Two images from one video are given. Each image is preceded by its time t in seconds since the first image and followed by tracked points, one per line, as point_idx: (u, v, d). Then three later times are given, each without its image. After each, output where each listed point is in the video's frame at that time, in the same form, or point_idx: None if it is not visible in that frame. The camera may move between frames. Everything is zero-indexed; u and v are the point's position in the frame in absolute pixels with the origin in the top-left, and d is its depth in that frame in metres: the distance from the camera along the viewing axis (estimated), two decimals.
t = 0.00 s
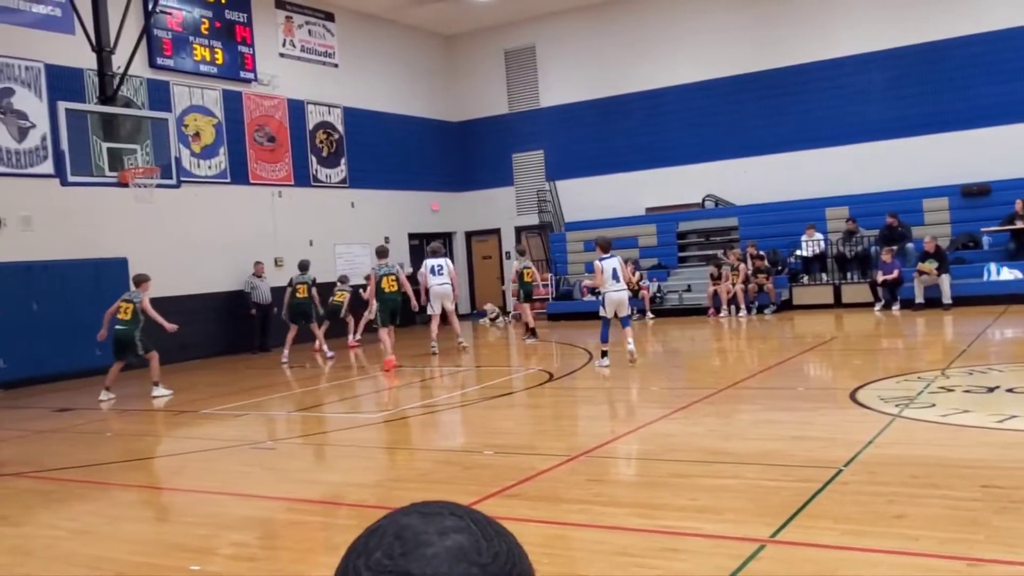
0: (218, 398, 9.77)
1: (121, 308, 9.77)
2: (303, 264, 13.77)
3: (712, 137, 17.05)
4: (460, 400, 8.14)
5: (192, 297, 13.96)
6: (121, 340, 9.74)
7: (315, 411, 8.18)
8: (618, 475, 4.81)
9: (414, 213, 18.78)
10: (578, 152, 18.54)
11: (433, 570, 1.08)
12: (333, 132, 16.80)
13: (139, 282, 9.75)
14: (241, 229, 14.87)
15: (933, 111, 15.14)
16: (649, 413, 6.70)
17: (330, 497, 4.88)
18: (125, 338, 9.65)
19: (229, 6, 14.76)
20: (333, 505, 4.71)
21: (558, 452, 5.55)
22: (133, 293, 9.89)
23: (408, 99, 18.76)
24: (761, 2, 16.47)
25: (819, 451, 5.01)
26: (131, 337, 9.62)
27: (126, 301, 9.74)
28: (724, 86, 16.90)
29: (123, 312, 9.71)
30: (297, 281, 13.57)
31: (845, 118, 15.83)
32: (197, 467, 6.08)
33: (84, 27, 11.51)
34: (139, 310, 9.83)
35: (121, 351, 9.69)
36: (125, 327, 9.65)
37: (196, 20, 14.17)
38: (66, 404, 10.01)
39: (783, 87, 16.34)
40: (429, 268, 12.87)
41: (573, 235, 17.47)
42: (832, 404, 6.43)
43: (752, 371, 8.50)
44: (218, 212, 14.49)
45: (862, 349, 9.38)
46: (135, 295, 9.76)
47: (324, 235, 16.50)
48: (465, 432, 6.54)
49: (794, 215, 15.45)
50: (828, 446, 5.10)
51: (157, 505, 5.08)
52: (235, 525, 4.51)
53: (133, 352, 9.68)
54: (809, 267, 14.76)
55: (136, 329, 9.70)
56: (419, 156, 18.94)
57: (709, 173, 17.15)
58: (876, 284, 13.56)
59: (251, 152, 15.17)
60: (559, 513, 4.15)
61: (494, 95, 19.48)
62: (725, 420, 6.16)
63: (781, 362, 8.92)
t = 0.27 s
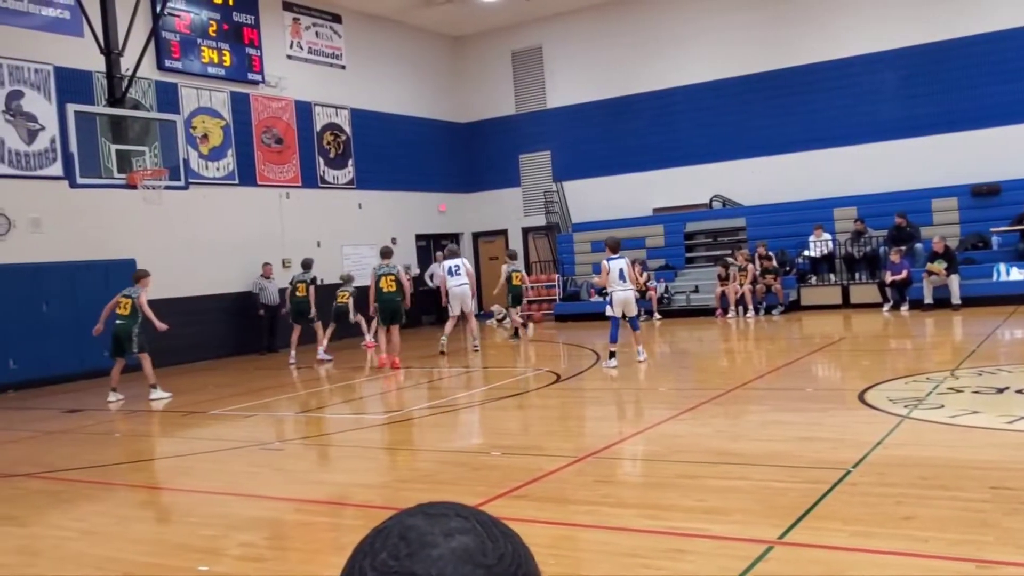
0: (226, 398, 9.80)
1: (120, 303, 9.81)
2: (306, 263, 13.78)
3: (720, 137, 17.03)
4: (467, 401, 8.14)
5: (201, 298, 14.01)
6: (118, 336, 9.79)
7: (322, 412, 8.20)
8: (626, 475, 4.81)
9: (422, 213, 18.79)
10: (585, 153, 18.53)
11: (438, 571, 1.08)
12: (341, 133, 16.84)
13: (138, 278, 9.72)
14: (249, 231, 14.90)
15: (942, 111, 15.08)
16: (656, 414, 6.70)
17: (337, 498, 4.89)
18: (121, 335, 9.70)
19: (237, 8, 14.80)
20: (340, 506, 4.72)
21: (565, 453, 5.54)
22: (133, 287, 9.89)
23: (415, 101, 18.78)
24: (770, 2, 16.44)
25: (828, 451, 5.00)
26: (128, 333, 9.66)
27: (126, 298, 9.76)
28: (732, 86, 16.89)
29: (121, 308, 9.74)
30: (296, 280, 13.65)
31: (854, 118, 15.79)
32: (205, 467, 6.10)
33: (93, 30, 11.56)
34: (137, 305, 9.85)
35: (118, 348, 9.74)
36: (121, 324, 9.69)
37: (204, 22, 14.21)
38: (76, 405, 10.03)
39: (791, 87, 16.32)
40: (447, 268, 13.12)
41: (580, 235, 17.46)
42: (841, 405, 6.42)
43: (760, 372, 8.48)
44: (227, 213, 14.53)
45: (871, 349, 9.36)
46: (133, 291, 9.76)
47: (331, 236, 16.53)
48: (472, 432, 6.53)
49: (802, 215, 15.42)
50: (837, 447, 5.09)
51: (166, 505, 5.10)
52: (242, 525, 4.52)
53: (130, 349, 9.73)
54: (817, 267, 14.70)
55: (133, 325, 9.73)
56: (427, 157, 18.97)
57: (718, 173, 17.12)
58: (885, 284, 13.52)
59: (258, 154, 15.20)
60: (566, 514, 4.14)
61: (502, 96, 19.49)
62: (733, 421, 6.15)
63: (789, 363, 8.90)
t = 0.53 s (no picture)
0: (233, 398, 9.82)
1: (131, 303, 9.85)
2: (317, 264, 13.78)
3: (725, 137, 17.00)
4: (473, 401, 8.14)
5: (208, 299, 14.03)
6: (130, 335, 9.86)
7: (328, 412, 8.21)
8: (632, 476, 4.81)
9: (427, 214, 18.80)
10: (591, 152, 18.52)
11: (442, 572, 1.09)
12: (347, 134, 16.86)
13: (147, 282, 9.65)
14: (255, 232, 14.93)
15: (949, 110, 15.04)
16: (662, 414, 6.69)
17: (344, 498, 4.89)
18: (131, 336, 9.76)
19: (243, 9, 14.83)
20: (347, 506, 4.73)
21: (571, 454, 5.54)
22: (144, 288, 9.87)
23: (421, 101, 18.79)
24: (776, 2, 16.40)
25: (834, 452, 4.99)
26: (137, 334, 9.71)
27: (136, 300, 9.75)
28: (737, 86, 16.86)
29: (132, 309, 9.78)
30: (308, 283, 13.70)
31: (860, 117, 15.76)
32: (213, 468, 6.12)
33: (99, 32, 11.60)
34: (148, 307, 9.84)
35: (128, 348, 9.82)
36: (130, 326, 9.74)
37: (210, 23, 14.24)
38: (83, 406, 10.05)
39: (796, 86, 16.29)
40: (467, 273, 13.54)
41: (586, 236, 17.45)
42: (848, 405, 6.41)
43: (767, 372, 8.47)
44: (233, 214, 14.56)
45: (878, 349, 9.34)
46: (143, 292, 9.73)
47: (338, 236, 16.55)
48: (478, 433, 6.53)
49: (809, 215, 15.39)
50: (844, 447, 5.08)
51: (174, 506, 5.12)
52: (250, 526, 4.53)
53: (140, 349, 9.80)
54: (824, 267, 14.67)
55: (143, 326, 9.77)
56: (432, 158, 18.98)
57: (724, 173, 17.09)
58: (893, 284, 13.49)
59: (264, 155, 15.23)
60: (572, 515, 4.14)
61: (507, 96, 19.49)
62: (739, 421, 6.14)
63: (796, 363, 8.88)
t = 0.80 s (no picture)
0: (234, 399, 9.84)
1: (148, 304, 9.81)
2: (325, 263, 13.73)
3: (725, 137, 17.00)
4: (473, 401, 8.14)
5: (208, 300, 14.03)
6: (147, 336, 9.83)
7: (329, 413, 8.21)
8: (633, 476, 4.80)
9: (427, 214, 18.81)
10: (590, 152, 18.52)
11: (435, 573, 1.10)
12: (346, 135, 16.85)
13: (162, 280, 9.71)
14: (256, 232, 14.93)
15: (948, 109, 15.03)
16: (663, 415, 6.69)
17: (345, 499, 4.89)
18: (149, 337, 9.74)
19: (242, 10, 14.84)
20: (347, 507, 4.72)
21: (572, 454, 5.53)
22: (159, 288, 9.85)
23: (420, 102, 18.79)
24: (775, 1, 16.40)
25: (835, 451, 4.98)
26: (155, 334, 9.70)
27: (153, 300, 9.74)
28: (737, 85, 16.85)
29: (150, 310, 9.75)
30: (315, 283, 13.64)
31: (859, 117, 15.75)
32: (214, 469, 6.12)
33: (99, 34, 11.61)
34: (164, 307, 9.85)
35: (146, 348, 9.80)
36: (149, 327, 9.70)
37: (210, 24, 14.24)
38: (84, 407, 10.05)
39: (795, 86, 16.29)
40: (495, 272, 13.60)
41: (586, 235, 17.45)
42: (848, 404, 6.40)
43: (767, 372, 8.46)
44: (233, 215, 14.56)
45: (878, 349, 9.33)
46: (161, 292, 9.73)
47: (338, 237, 16.55)
48: (478, 434, 6.53)
49: (808, 215, 15.38)
50: (845, 447, 5.07)
51: (175, 507, 5.12)
52: (250, 527, 4.52)
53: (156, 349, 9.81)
54: (824, 267, 14.67)
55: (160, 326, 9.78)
56: (432, 158, 18.98)
57: (724, 172, 17.08)
58: (893, 283, 13.49)
59: (264, 156, 15.24)
60: (572, 515, 4.14)
61: (506, 96, 19.49)
62: (739, 421, 6.13)
63: (796, 362, 8.87)
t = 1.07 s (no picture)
0: (234, 400, 9.84)
1: (161, 304, 10.39)
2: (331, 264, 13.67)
3: (724, 137, 17.01)
4: (473, 402, 8.14)
5: (207, 301, 14.03)
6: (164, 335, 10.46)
7: (328, 415, 8.21)
8: (633, 477, 4.80)
9: (426, 215, 18.81)
10: (589, 153, 18.53)
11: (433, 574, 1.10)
12: (346, 136, 16.86)
13: (172, 280, 10.24)
14: (255, 234, 14.93)
15: (947, 110, 15.03)
16: (662, 415, 6.69)
17: (345, 500, 4.89)
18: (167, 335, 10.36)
19: (241, 12, 14.84)
20: (347, 508, 4.72)
21: (571, 455, 5.54)
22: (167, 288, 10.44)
23: (419, 103, 18.79)
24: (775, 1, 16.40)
25: (835, 452, 4.99)
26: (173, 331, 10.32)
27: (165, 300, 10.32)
28: (736, 86, 16.86)
29: (163, 310, 10.34)
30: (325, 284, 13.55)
31: (859, 117, 15.76)
32: (213, 470, 6.12)
33: (98, 36, 11.61)
34: (174, 304, 10.46)
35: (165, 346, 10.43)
36: (166, 326, 10.31)
37: (209, 26, 14.24)
38: (83, 409, 10.05)
39: (795, 86, 16.30)
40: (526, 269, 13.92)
41: (586, 236, 17.45)
42: (848, 405, 6.40)
43: (767, 372, 8.46)
44: (233, 217, 14.57)
45: (878, 349, 9.34)
46: (171, 292, 10.30)
47: (338, 238, 16.56)
48: (478, 435, 6.53)
49: (808, 215, 15.39)
50: (844, 447, 5.07)
51: (175, 508, 5.12)
52: (250, 528, 4.52)
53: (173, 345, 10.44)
54: (824, 267, 14.67)
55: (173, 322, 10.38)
56: (431, 159, 18.99)
57: (724, 173, 17.08)
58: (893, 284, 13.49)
59: (264, 157, 15.25)
60: (572, 516, 4.14)
61: (505, 97, 19.49)
62: (739, 422, 6.14)
63: (796, 363, 8.88)
